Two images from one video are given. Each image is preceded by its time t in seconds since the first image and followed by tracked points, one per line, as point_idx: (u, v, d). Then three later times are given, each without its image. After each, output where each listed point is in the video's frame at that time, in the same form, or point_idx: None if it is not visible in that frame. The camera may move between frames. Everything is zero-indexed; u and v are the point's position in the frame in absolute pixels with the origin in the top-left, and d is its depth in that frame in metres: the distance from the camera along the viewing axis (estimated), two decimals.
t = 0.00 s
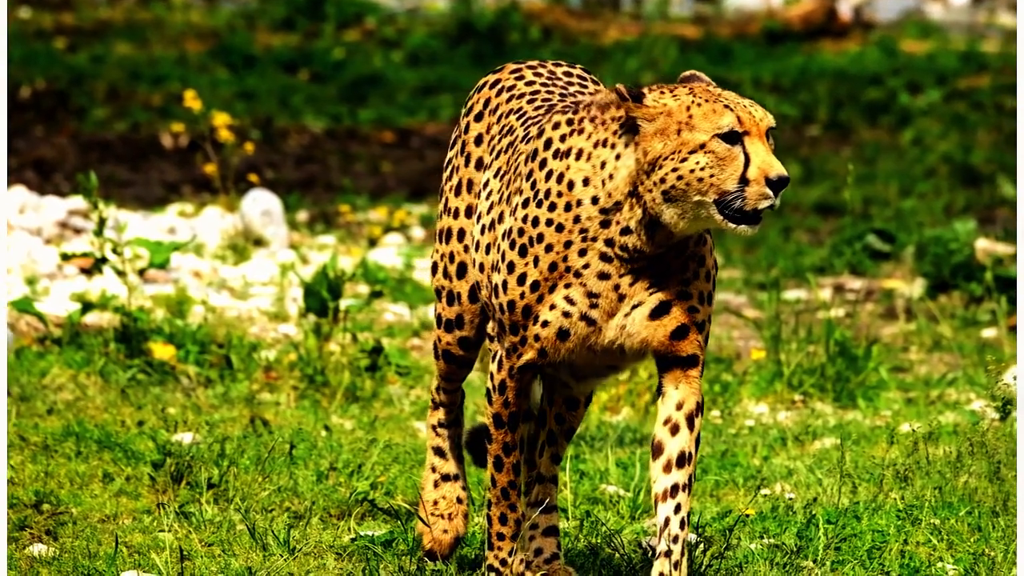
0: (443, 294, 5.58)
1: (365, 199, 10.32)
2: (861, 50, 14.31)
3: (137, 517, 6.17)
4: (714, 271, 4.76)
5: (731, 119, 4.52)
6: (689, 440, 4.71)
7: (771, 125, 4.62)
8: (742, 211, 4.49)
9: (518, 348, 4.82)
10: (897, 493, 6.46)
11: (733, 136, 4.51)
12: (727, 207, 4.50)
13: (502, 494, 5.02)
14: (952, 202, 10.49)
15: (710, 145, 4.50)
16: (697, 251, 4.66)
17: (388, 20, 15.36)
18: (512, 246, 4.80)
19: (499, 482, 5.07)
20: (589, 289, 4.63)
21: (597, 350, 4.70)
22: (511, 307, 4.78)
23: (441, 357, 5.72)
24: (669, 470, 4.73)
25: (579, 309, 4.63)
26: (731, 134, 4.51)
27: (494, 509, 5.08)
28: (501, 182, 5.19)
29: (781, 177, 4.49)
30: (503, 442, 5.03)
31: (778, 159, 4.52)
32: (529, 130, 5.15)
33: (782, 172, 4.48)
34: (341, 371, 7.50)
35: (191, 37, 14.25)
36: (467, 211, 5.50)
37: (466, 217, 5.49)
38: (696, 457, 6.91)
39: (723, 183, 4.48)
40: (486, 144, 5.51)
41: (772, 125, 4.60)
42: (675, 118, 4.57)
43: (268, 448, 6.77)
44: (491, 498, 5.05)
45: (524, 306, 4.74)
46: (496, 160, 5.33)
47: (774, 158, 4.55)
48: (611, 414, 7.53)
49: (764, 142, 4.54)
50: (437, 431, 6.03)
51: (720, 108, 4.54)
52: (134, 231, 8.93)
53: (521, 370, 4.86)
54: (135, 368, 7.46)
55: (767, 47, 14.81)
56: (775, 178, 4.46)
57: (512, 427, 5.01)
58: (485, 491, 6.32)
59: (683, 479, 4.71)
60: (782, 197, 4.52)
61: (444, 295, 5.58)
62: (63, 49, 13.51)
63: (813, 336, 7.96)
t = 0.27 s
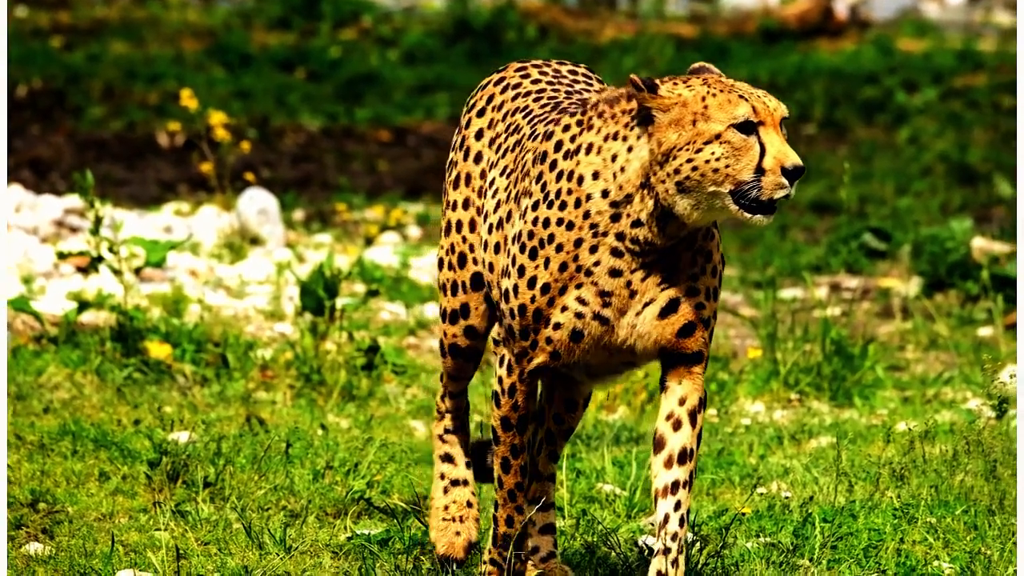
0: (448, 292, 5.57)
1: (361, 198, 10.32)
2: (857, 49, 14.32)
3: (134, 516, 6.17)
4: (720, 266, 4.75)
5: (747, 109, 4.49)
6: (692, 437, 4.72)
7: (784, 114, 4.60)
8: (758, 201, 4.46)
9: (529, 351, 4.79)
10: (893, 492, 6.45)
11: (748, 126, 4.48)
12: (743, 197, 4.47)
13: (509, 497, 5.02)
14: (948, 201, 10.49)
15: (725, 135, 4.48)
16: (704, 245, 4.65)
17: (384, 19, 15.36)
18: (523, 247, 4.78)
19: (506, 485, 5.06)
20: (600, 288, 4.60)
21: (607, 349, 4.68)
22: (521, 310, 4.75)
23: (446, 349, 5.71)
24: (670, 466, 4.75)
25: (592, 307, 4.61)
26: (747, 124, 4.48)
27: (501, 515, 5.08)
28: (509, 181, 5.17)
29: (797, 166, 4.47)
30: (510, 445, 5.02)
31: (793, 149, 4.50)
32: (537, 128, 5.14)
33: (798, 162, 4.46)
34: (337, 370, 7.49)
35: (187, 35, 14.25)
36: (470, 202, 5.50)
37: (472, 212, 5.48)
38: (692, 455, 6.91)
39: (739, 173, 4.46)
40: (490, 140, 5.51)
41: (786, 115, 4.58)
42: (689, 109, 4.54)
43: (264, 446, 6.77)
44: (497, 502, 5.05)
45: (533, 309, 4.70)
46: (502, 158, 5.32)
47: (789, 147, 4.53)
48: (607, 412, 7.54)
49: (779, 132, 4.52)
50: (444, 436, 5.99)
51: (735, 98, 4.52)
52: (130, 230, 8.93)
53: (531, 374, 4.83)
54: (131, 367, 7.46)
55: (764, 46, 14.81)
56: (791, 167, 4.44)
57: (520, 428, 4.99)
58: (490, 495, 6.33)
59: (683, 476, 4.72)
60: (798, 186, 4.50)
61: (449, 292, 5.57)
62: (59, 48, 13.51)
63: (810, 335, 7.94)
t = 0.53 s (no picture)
0: (454, 290, 5.58)
1: (357, 197, 10.31)
2: (853, 48, 14.32)
3: (130, 515, 6.16)
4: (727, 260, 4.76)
5: (756, 99, 4.50)
6: (694, 434, 4.74)
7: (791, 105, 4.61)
8: (769, 191, 4.47)
9: (540, 352, 4.81)
10: (889, 491, 6.45)
11: (757, 117, 4.50)
12: (753, 187, 4.48)
13: (522, 501, 4.99)
14: (945, 199, 10.48)
15: (736, 125, 4.49)
16: (712, 240, 4.65)
17: (380, 18, 15.37)
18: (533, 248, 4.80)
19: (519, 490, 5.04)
20: (612, 285, 4.61)
21: (618, 348, 4.70)
22: (532, 311, 4.77)
23: (456, 350, 5.67)
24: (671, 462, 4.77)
25: (604, 306, 4.62)
26: (757, 114, 4.49)
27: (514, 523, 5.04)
28: (515, 180, 5.19)
29: (807, 156, 4.49)
30: (521, 444, 5.03)
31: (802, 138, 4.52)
32: (543, 126, 5.16)
33: (808, 151, 4.48)
34: (334, 370, 7.49)
35: (184, 34, 14.26)
36: (468, 194, 5.51)
37: (474, 207, 5.48)
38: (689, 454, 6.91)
39: (750, 163, 4.47)
40: (490, 137, 5.53)
41: (793, 105, 4.59)
42: (699, 100, 4.55)
43: (260, 446, 6.76)
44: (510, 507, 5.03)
45: (544, 311, 4.72)
46: (506, 156, 5.34)
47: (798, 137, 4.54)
48: (604, 412, 7.53)
49: (788, 121, 4.53)
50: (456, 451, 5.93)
51: (745, 89, 4.53)
52: (126, 229, 8.93)
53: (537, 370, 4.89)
54: (127, 366, 7.45)
55: (760, 44, 14.81)
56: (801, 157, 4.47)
57: (529, 426, 5.01)
58: (505, 499, 6.21)
59: (685, 473, 4.75)
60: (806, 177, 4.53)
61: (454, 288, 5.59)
62: (55, 46, 13.51)
63: (806, 333, 7.92)
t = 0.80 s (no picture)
0: (459, 290, 5.53)
1: (353, 196, 10.32)
2: (849, 46, 14.33)
3: (126, 513, 6.16)
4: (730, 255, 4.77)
5: (762, 89, 4.49)
6: (693, 431, 4.75)
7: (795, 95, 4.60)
8: (777, 181, 4.45)
9: (552, 353, 4.81)
10: (885, 490, 6.45)
11: (763, 107, 4.48)
12: (761, 178, 4.47)
13: (540, 501, 4.87)
14: (940, 198, 10.49)
15: (742, 117, 4.47)
16: (717, 236, 4.66)
17: (376, 16, 15.38)
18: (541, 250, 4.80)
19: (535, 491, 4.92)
20: (624, 284, 4.61)
21: (629, 346, 4.70)
22: (542, 314, 4.77)
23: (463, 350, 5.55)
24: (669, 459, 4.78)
25: (616, 305, 4.61)
26: (763, 105, 4.48)
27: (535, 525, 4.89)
28: (519, 179, 5.19)
29: (814, 146, 4.47)
30: (534, 444, 4.96)
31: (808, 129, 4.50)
32: (545, 125, 5.16)
33: (815, 141, 4.46)
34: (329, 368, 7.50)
35: (179, 32, 14.27)
36: (469, 190, 5.51)
37: (476, 204, 5.47)
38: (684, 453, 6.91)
39: (758, 154, 4.45)
40: (491, 136, 5.52)
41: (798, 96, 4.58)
42: (705, 93, 4.54)
43: (256, 444, 6.77)
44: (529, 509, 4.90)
45: (554, 312, 4.72)
46: (509, 156, 5.33)
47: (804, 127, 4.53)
48: (600, 410, 7.54)
49: (794, 112, 4.52)
50: (471, 475, 5.57)
51: (750, 79, 4.51)
52: (122, 228, 8.94)
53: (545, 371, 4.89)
54: (123, 365, 7.45)
55: (756, 43, 14.83)
56: (808, 147, 4.45)
57: (541, 424, 4.94)
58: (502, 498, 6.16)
59: (684, 470, 4.75)
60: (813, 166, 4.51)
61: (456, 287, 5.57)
62: (51, 45, 13.52)
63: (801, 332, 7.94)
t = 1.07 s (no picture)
0: (463, 299, 5.40)
1: (346, 194, 10.32)
2: (842, 44, 14.34)
3: (119, 512, 6.16)
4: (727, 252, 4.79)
5: (764, 81, 4.49)
6: (689, 429, 4.76)
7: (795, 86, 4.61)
8: (780, 172, 4.47)
9: (565, 352, 4.76)
10: (878, 488, 6.44)
11: (766, 99, 4.48)
12: (764, 170, 4.48)
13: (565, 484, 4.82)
14: (933, 196, 10.50)
15: (745, 109, 4.48)
16: (716, 233, 4.67)
17: (370, 15, 15.38)
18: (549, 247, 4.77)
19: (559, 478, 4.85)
20: (634, 279, 4.59)
21: (638, 343, 4.69)
22: (552, 312, 4.73)
23: (470, 356, 5.35)
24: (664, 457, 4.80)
25: (628, 301, 4.60)
26: (765, 97, 4.48)
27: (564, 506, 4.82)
28: (518, 179, 5.15)
29: (816, 137, 4.48)
30: (552, 434, 4.87)
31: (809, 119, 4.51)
32: (543, 125, 5.14)
33: (817, 132, 4.47)
34: (322, 367, 7.49)
35: (172, 31, 14.28)
36: (469, 195, 5.40)
37: (476, 210, 5.38)
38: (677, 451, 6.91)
39: (761, 146, 4.46)
40: (489, 139, 5.44)
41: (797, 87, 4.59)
42: (708, 85, 4.54)
43: (249, 442, 6.76)
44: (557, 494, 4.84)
45: (564, 308, 4.69)
46: (506, 157, 5.29)
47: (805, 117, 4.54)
48: (592, 408, 7.54)
49: (795, 102, 4.53)
50: (486, 495, 5.28)
51: (752, 71, 4.52)
52: (115, 226, 8.94)
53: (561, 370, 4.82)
54: (116, 362, 7.45)
55: (749, 41, 14.83)
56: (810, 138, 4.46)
57: (558, 413, 4.85)
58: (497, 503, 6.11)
59: (679, 467, 4.77)
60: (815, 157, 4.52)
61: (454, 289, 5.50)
62: (44, 43, 13.52)
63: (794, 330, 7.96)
